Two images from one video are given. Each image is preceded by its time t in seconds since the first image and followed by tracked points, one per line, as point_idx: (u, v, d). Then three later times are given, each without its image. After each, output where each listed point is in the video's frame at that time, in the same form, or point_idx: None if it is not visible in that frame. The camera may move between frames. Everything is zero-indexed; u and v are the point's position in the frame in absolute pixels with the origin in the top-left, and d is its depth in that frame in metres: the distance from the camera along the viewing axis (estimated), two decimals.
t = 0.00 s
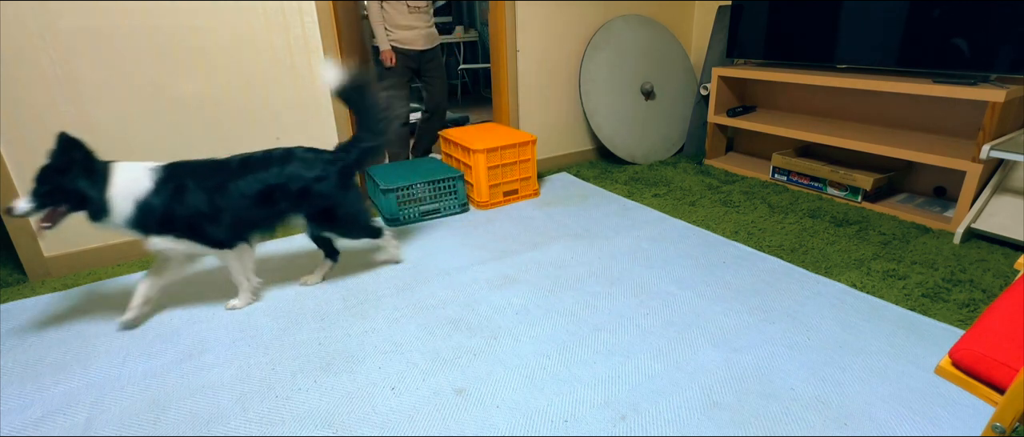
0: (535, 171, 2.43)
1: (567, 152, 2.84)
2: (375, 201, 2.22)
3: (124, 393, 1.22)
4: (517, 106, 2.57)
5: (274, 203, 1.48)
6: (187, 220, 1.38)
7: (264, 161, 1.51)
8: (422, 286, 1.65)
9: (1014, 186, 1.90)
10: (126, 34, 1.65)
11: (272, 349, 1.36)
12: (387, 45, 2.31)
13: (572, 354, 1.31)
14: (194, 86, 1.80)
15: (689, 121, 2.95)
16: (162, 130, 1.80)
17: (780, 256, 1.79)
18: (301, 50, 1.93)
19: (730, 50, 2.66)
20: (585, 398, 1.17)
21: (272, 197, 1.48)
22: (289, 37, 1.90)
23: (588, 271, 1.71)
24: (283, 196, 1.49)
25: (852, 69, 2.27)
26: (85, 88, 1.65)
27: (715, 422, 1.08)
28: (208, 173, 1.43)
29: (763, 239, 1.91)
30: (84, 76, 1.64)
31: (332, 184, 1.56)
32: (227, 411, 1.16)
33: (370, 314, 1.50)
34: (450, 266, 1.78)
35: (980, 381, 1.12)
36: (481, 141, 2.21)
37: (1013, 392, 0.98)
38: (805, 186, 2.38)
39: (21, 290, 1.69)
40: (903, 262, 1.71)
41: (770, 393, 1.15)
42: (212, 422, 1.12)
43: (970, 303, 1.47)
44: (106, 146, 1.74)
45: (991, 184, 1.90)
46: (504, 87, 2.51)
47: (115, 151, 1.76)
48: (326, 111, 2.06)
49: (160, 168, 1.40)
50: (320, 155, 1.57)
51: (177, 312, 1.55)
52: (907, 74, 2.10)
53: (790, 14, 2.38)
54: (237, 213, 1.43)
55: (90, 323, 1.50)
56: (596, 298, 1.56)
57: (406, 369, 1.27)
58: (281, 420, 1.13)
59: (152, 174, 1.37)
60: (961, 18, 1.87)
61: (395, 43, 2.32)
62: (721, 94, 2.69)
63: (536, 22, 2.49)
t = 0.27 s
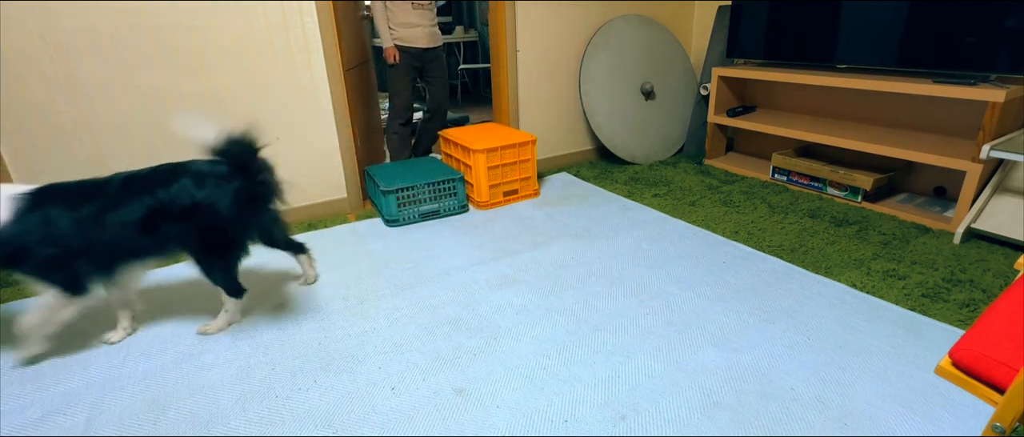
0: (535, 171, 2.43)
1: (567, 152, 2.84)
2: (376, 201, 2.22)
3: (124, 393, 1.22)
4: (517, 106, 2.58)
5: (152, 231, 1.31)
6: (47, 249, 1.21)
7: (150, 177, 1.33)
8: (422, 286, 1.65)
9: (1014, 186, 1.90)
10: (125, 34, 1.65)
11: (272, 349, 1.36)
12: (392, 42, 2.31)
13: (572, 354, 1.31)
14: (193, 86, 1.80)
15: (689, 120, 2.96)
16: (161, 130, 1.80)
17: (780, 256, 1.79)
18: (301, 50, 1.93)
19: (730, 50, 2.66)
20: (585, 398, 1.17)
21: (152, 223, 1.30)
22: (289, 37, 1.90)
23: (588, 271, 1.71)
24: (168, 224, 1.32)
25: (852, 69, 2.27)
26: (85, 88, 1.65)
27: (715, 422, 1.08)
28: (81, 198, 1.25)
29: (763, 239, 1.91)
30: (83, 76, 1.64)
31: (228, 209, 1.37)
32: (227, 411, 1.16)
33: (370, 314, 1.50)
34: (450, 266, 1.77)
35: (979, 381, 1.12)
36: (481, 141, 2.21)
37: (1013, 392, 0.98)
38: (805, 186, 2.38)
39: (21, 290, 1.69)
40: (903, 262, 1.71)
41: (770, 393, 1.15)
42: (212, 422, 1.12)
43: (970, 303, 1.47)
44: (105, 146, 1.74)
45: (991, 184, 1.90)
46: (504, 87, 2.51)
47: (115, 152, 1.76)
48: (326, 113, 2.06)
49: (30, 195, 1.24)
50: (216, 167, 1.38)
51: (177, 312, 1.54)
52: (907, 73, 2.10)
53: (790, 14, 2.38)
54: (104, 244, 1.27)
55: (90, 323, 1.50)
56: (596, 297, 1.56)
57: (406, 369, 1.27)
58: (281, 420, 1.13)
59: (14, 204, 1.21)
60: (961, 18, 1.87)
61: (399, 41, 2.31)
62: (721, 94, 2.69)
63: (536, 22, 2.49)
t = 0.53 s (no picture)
0: (535, 171, 2.43)
1: (567, 152, 2.84)
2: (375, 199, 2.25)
3: (124, 393, 1.22)
4: (517, 106, 2.58)
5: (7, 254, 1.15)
6: None
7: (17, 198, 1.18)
8: (422, 286, 1.65)
9: (1014, 186, 1.90)
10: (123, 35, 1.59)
11: (272, 349, 1.36)
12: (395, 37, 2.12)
13: (572, 354, 1.31)
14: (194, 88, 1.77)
15: (689, 120, 2.96)
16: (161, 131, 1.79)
17: (780, 256, 1.79)
18: (301, 49, 1.94)
19: (730, 50, 2.66)
20: (585, 398, 1.17)
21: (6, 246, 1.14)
22: (289, 38, 1.87)
23: (588, 271, 1.71)
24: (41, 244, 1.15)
25: (852, 70, 2.27)
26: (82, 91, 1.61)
27: (715, 422, 1.08)
28: None
29: (763, 239, 1.91)
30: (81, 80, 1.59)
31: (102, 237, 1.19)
32: (227, 411, 1.16)
33: (370, 314, 1.50)
34: (450, 266, 1.78)
35: (979, 381, 1.12)
36: (481, 141, 2.21)
37: (1012, 392, 0.99)
38: (805, 186, 2.38)
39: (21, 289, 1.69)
40: (903, 262, 1.71)
41: (770, 393, 1.15)
42: (212, 422, 1.12)
43: (970, 303, 1.47)
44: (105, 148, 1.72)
45: (991, 183, 1.90)
46: (504, 87, 2.51)
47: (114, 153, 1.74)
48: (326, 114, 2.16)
49: None
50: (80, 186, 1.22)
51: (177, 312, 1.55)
52: (906, 73, 2.10)
53: (790, 14, 2.38)
54: None
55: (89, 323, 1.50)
56: (596, 297, 1.56)
57: (406, 369, 1.27)
58: (281, 420, 1.13)
59: None
60: (961, 18, 1.87)
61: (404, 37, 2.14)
62: (721, 94, 2.69)
63: (536, 22, 2.49)
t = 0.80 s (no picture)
0: (535, 171, 2.43)
1: (567, 152, 2.84)
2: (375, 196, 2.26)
3: (123, 393, 1.22)
4: (517, 106, 2.58)
5: None
6: None
7: None
8: (422, 286, 1.64)
9: (1014, 186, 1.90)
10: (126, 34, 1.64)
11: (272, 349, 1.36)
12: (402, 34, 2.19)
13: (572, 354, 1.31)
14: (194, 87, 1.80)
15: (689, 120, 2.96)
16: (162, 130, 1.81)
17: (780, 256, 1.79)
18: (301, 50, 1.94)
19: (730, 50, 2.66)
20: (585, 398, 1.17)
21: None
22: (289, 37, 1.90)
23: (588, 271, 1.71)
24: None
25: (851, 69, 2.27)
26: (85, 89, 1.64)
27: (715, 422, 1.08)
28: None
29: (763, 239, 1.91)
30: (83, 78, 1.63)
31: None
32: (227, 411, 1.16)
33: (370, 314, 1.50)
34: (450, 266, 1.77)
35: (979, 381, 1.12)
36: (481, 141, 2.21)
37: (1013, 392, 0.98)
38: (805, 186, 2.38)
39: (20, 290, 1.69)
40: (903, 262, 1.71)
41: (770, 393, 1.15)
42: (212, 422, 1.12)
43: (970, 303, 1.47)
44: (106, 147, 1.73)
45: (991, 183, 1.90)
46: (505, 87, 2.51)
47: (115, 152, 1.75)
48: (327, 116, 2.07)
49: None
50: None
51: (177, 312, 1.55)
52: (907, 73, 2.10)
53: (790, 14, 2.38)
54: None
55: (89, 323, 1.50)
56: (596, 298, 1.56)
57: (406, 369, 1.27)
58: (281, 420, 1.13)
59: None
60: (961, 18, 1.87)
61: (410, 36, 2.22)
62: (721, 94, 2.69)
63: (536, 22, 2.49)
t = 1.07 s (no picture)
0: (535, 171, 2.43)
1: (567, 152, 2.84)
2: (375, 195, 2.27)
3: (124, 393, 1.22)
4: (517, 106, 2.58)
5: None
6: None
7: None
8: (423, 286, 1.65)
9: (1015, 186, 1.90)
10: (126, 34, 1.66)
11: (272, 349, 1.36)
12: (405, 33, 2.23)
13: (572, 354, 1.31)
14: (193, 87, 1.80)
15: (689, 120, 2.96)
16: (161, 130, 1.80)
17: (780, 256, 1.79)
18: (301, 50, 1.93)
19: (730, 50, 2.66)
20: (585, 398, 1.17)
21: None
22: (289, 37, 1.90)
23: (588, 271, 1.71)
24: None
25: (851, 69, 2.27)
26: (85, 89, 1.65)
27: (715, 423, 1.08)
28: None
29: (763, 239, 1.91)
30: (83, 78, 1.64)
31: None
32: (227, 411, 1.16)
33: (371, 314, 1.50)
34: (450, 266, 1.77)
35: (979, 381, 1.12)
36: (481, 141, 2.21)
37: (1013, 392, 0.98)
38: (805, 186, 2.38)
39: (21, 290, 1.69)
40: (903, 262, 1.71)
41: (770, 393, 1.15)
42: (212, 422, 1.12)
43: (970, 303, 1.46)
44: (106, 147, 1.74)
45: (991, 183, 1.90)
46: (505, 87, 2.52)
47: (115, 151, 1.76)
48: (327, 115, 2.07)
49: None
50: None
51: (177, 312, 1.55)
52: (906, 73, 2.10)
53: (790, 14, 2.38)
54: None
55: (90, 323, 1.50)
56: (596, 298, 1.56)
57: (406, 369, 1.27)
58: (281, 420, 1.13)
59: None
60: (961, 18, 1.87)
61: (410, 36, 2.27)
62: (721, 94, 2.69)
63: (536, 22, 2.49)
